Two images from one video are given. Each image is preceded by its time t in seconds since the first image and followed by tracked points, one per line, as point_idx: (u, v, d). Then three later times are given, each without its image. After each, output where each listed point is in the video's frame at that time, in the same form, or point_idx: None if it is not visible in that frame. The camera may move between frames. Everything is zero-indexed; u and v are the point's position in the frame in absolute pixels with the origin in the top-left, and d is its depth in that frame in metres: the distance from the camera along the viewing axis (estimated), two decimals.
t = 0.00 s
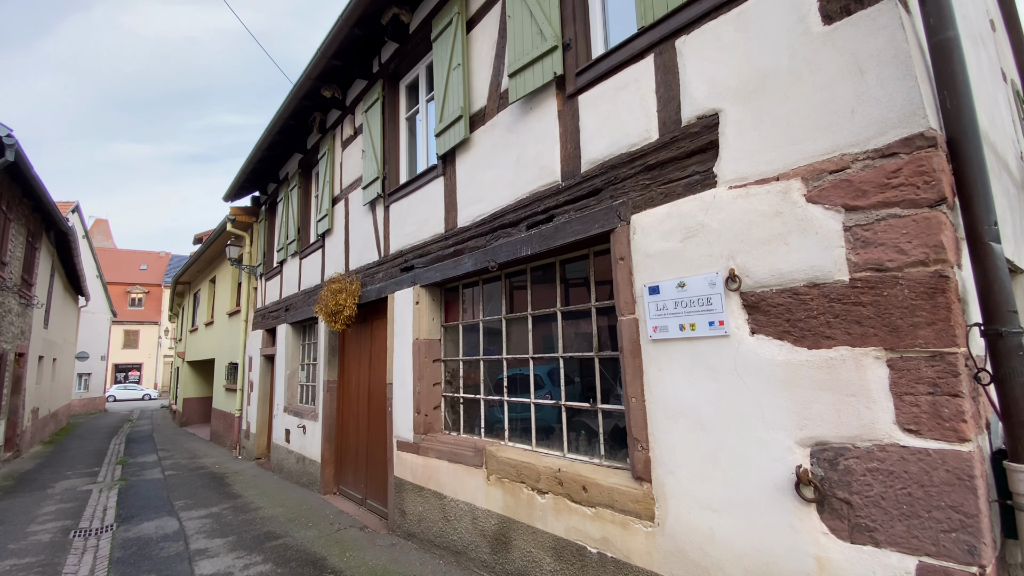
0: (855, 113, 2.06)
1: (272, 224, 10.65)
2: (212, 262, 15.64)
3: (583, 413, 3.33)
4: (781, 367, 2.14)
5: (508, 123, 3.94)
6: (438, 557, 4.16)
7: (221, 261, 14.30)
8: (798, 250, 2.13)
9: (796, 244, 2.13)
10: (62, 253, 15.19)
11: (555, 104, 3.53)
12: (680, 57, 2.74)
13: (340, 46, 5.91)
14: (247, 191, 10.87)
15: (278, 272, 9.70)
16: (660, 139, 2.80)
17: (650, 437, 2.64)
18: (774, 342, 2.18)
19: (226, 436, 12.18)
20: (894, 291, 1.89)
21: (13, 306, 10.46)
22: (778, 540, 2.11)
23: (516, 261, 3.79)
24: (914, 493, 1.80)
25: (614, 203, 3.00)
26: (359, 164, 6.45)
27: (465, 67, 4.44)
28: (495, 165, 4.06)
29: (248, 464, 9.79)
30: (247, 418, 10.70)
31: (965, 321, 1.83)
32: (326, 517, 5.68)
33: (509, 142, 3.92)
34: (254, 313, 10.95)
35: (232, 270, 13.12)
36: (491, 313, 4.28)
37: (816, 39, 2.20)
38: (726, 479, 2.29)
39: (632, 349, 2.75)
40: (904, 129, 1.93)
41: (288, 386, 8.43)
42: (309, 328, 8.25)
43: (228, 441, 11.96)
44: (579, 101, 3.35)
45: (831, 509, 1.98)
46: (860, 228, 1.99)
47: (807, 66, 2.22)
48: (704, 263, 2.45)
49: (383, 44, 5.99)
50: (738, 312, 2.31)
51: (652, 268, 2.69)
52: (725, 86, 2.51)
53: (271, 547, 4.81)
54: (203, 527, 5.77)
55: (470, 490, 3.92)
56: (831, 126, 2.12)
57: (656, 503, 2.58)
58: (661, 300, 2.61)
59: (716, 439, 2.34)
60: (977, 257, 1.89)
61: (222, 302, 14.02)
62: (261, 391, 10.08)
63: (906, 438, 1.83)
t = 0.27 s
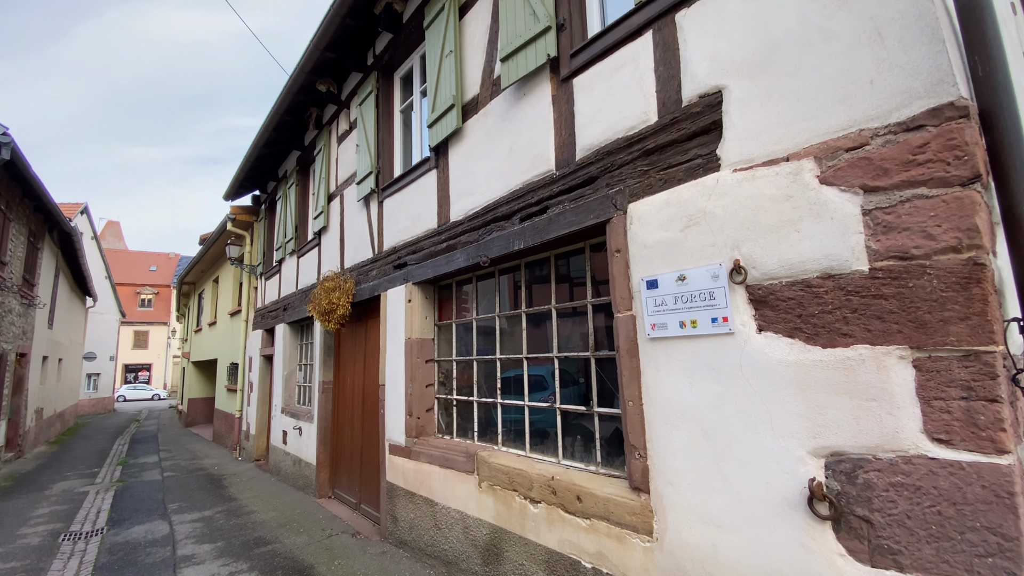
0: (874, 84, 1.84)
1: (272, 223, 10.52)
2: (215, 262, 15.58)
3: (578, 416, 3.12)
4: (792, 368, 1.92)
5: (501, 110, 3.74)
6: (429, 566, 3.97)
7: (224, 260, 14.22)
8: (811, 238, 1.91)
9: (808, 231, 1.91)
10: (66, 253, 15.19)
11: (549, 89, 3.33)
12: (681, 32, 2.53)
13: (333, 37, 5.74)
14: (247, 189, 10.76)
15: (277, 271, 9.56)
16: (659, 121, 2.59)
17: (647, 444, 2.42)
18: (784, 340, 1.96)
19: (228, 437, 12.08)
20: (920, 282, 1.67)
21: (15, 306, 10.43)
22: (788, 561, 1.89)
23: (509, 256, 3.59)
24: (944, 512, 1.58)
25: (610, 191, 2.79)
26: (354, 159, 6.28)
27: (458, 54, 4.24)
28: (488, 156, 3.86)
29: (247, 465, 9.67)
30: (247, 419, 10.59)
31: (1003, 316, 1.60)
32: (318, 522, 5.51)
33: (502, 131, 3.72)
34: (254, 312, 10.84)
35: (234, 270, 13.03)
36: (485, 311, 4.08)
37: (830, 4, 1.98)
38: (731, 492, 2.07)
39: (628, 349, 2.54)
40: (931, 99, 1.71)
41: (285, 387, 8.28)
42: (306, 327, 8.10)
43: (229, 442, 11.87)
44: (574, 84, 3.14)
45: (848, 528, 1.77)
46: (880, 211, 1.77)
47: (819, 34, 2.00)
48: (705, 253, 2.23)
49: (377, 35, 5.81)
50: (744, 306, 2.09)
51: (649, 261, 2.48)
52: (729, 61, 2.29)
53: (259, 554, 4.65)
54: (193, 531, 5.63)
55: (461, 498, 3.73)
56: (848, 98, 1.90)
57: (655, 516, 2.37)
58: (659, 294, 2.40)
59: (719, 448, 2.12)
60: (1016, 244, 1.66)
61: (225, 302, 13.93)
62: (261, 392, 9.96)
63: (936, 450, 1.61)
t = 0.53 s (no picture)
0: (893, 53, 1.62)
1: (272, 223, 10.42)
2: (219, 262, 15.54)
3: (572, 423, 2.93)
4: (801, 375, 1.71)
5: (492, 100, 3.55)
6: None
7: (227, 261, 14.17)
8: (822, 228, 1.70)
9: (819, 220, 1.70)
10: (72, 254, 15.24)
11: (541, 75, 3.14)
12: (678, 7, 2.32)
13: (325, 31, 5.59)
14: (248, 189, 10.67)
15: (276, 271, 9.45)
16: (655, 105, 2.39)
17: (642, 456, 2.22)
18: (793, 343, 1.75)
19: (230, 438, 12.00)
20: (950, 277, 1.46)
21: (17, 307, 10.43)
22: None
23: (499, 253, 3.40)
24: (977, 542, 1.37)
25: (603, 182, 2.59)
26: (349, 155, 6.13)
27: (449, 43, 4.06)
28: (479, 148, 3.67)
29: (247, 468, 9.57)
30: (248, 420, 10.49)
31: None
32: (311, 528, 5.35)
33: (492, 121, 3.53)
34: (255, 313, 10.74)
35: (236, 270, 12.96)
36: (477, 311, 3.89)
37: None
38: (734, 512, 1.86)
39: (622, 352, 2.34)
40: (958, 67, 1.49)
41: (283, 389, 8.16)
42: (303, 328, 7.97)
43: (230, 444, 11.79)
44: (566, 69, 2.95)
45: (865, 556, 1.56)
46: (901, 197, 1.56)
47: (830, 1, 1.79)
48: (705, 246, 2.02)
49: (371, 27, 5.65)
50: (748, 305, 1.88)
51: (644, 256, 2.27)
52: (731, 35, 2.09)
53: (246, 562, 4.50)
54: (183, 537, 5.50)
55: (451, 508, 3.54)
56: (863, 71, 1.69)
57: (651, 535, 2.17)
58: (655, 292, 2.20)
59: (720, 462, 1.91)
60: None
61: (228, 303, 13.88)
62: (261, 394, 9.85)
63: (967, 470, 1.40)
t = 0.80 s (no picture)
0: (921, 13, 1.43)
1: (274, 222, 10.33)
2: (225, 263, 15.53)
3: (568, 428, 2.75)
4: (818, 379, 1.51)
5: (486, 88, 3.38)
6: None
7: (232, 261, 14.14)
8: (840, 213, 1.50)
9: (836, 204, 1.51)
10: (79, 255, 15.33)
11: (535, 59, 2.97)
12: None
13: (320, 23, 5.45)
14: (250, 189, 10.60)
15: (278, 271, 9.36)
16: (655, 84, 2.20)
17: (641, 466, 2.03)
18: (809, 343, 1.55)
19: (234, 439, 11.95)
20: (990, 266, 1.26)
21: (22, 308, 10.47)
22: None
23: (493, 248, 3.23)
24: None
25: (600, 169, 2.40)
26: (345, 151, 5.99)
27: (443, 30, 3.90)
28: (473, 138, 3.50)
29: (249, 469, 9.49)
30: (251, 421, 10.42)
31: None
32: (306, 534, 5.22)
33: (486, 110, 3.36)
34: (258, 314, 10.66)
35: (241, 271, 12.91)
36: (472, 309, 3.72)
37: None
38: (742, 530, 1.67)
39: (620, 353, 2.16)
40: (997, 26, 1.30)
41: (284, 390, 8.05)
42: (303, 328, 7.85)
43: (234, 445, 11.73)
44: (561, 51, 2.77)
45: None
46: (930, 175, 1.37)
47: None
48: (708, 236, 1.83)
49: (367, 19, 5.50)
50: (757, 300, 1.69)
51: (643, 247, 2.08)
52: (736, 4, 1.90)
53: (237, 569, 4.37)
54: (176, 542, 5.40)
55: (444, 516, 3.37)
56: (886, 34, 1.49)
57: (651, 553, 1.98)
58: (654, 287, 2.01)
59: (726, 475, 1.72)
60: None
61: (233, 303, 13.84)
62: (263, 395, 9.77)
63: (1011, 490, 1.20)
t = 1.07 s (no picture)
0: None
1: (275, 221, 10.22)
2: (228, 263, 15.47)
3: (566, 431, 2.56)
4: (844, 377, 1.32)
5: (480, 71, 3.21)
6: None
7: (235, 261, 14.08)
8: (870, 187, 1.31)
9: (865, 175, 1.31)
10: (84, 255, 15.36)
11: (531, 37, 2.78)
12: None
13: (315, 13, 5.30)
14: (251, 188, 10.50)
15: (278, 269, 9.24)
16: (657, 55, 2.01)
17: (644, 474, 1.84)
18: (833, 335, 1.36)
19: (236, 439, 11.86)
20: None
21: (24, 307, 10.45)
22: None
23: (488, 240, 3.05)
24: None
25: (599, 150, 2.21)
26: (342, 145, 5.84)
27: (437, 14, 3.73)
28: (467, 124, 3.33)
29: (249, 470, 9.38)
30: (252, 422, 10.32)
31: None
32: (300, 538, 5.07)
33: (481, 94, 3.19)
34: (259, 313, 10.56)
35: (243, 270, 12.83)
36: (468, 305, 3.55)
37: None
38: (757, 549, 1.48)
39: (620, 349, 1.97)
40: None
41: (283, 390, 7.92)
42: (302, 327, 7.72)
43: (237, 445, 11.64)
44: (558, 26, 2.58)
45: None
46: (977, 139, 1.17)
47: None
48: (716, 217, 1.64)
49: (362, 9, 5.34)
50: (773, 288, 1.50)
51: (644, 232, 1.89)
52: None
53: None
54: (169, 545, 5.27)
55: (437, 523, 3.20)
56: None
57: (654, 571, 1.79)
58: (657, 276, 1.82)
59: (739, 486, 1.53)
60: None
61: (236, 303, 13.77)
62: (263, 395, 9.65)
63: None
